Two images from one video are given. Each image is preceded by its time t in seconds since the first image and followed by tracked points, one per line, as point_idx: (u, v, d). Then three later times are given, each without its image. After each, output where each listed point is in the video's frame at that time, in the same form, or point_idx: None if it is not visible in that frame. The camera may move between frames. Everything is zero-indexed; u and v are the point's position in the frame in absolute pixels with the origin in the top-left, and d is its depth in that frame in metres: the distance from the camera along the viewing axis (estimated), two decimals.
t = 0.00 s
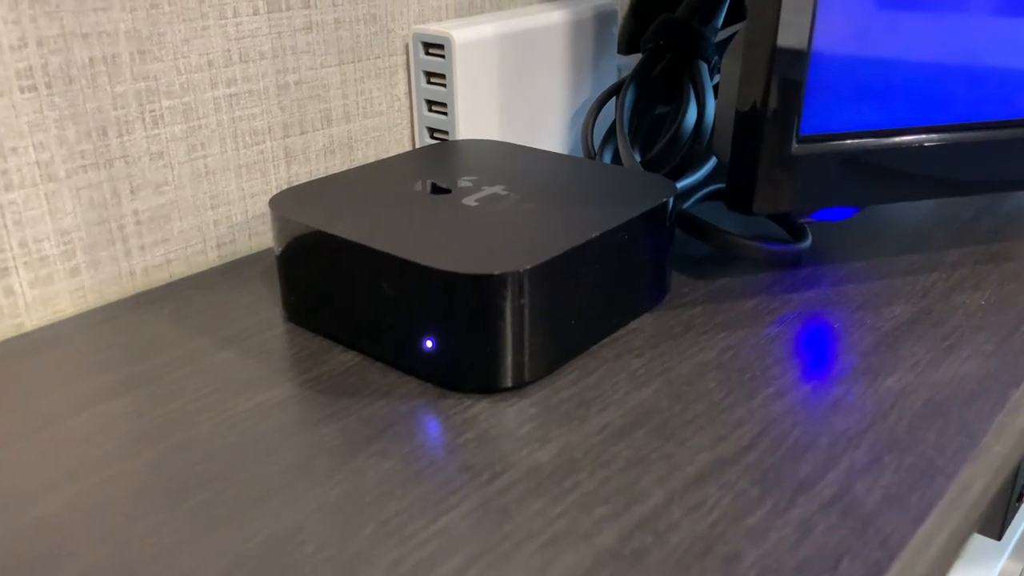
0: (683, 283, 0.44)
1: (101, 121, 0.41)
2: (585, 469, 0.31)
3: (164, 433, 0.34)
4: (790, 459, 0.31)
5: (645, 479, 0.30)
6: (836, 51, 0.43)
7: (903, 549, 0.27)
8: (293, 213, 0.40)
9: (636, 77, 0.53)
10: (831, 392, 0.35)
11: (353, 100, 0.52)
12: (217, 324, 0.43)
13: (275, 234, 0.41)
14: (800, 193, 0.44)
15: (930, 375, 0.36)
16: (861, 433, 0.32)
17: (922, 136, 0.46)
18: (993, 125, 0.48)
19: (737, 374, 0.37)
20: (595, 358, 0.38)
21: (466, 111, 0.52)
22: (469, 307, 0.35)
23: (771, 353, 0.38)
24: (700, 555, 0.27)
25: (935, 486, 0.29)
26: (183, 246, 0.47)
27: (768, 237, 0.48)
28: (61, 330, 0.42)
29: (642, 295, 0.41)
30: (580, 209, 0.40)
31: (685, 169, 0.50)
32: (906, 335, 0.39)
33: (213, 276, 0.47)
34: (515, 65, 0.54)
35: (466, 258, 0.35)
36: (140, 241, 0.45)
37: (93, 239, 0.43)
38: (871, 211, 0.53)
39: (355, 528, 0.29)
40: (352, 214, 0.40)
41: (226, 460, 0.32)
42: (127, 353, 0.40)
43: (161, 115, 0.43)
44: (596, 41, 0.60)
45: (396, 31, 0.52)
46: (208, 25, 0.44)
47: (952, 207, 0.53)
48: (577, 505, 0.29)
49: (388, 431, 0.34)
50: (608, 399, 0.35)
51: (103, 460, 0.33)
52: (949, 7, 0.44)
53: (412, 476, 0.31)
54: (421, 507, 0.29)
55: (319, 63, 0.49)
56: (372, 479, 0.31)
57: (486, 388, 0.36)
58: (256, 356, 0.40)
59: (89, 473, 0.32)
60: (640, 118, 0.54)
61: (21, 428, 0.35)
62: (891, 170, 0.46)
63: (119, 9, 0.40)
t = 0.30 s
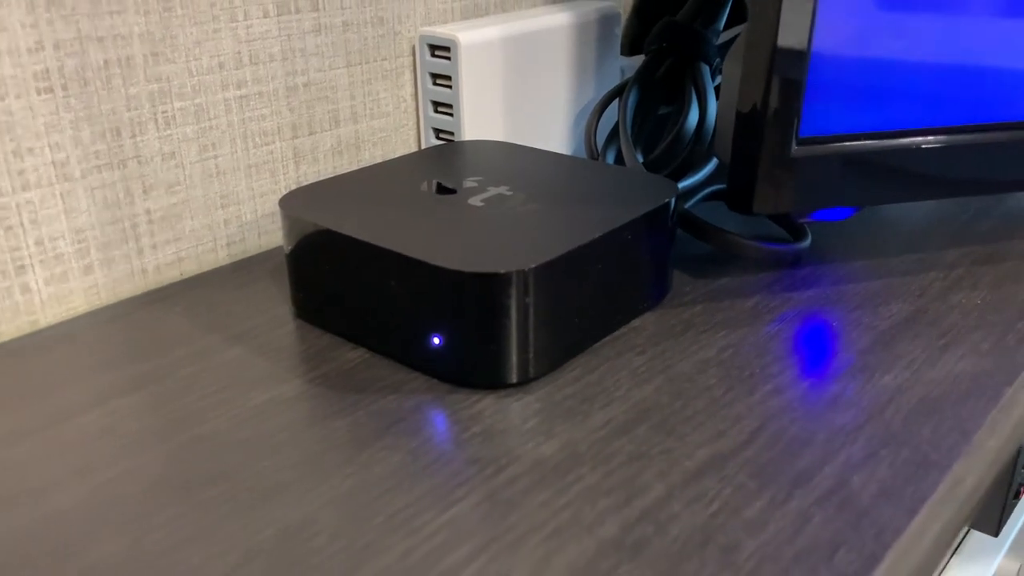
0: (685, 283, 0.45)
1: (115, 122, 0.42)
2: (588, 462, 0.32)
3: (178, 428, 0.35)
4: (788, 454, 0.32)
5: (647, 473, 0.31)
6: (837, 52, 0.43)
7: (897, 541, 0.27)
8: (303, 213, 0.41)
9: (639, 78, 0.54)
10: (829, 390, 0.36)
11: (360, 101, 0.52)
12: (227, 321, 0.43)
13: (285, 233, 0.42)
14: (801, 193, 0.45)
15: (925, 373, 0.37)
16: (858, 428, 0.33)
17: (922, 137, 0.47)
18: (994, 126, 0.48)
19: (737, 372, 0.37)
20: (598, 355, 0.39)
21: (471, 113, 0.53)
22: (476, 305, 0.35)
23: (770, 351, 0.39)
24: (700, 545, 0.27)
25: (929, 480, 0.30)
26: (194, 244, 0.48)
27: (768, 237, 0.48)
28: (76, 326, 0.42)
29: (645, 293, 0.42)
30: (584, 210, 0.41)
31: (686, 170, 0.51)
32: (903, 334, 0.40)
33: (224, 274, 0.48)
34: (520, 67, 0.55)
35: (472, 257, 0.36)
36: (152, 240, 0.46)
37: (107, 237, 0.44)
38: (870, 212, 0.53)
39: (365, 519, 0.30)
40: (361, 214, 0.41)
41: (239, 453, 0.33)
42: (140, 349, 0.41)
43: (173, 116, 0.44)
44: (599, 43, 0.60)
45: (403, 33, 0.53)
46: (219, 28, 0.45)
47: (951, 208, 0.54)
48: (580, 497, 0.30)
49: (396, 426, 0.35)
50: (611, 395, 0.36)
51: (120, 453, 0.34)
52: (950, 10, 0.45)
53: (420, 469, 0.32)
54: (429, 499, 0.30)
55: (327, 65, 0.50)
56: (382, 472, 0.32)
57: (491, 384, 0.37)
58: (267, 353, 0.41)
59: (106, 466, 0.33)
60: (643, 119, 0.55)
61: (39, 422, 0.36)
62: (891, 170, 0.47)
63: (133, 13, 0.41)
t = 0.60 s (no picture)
0: (683, 287, 0.46)
1: (131, 130, 0.43)
2: (587, 462, 0.33)
3: (193, 427, 0.36)
4: (780, 454, 0.33)
5: (644, 473, 0.32)
6: (835, 64, 0.45)
7: (883, 539, 0.29)
8: (313, 220, 0.42)
9: (640, 87, 0.55)
10: (822, 393, 0.37)
11: (367, 108, 0.54)
12: (239, 324, 0.45)
13: (295, 239, 0.43)
14: (796, 201, 0.46)
15: (915, 376, 0.38)
16: (848, 430, 0.34)
17: (917, 147, 0.48)
18: (988, 137, 0.50)
19: (732, 375, 0.39)
20: (598, 358, 0.41)
21: (476, 120, 0.54)
22: (480, 309, 0.37)
23: (765, 354, 0.40)
24: (694, 542, 0.29)
25: (916, 481, 0.31)
26: (206, 249, 0.49)
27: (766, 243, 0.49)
28: (92, 328, 0.44)
29: (644, 298, 0.43)
30: (585, 217, 0.43)
31: (685, 177, 0.52)
32: (894, 338, 0.41)
33: (234, 278, 0.49)
34: (523, 75, 0.56)
35: (476, 264, 0.38)
36: (165, 244, 0.47)
37: (122, 242, 0.45)
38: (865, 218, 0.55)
39: (374, 516, 0.31)
40: (369, 221, 0.43)
41: (251, 452, 0.35)
42: (154, 351, 0.42)
43: (186, 124, 0.46)
44: (601, 51, 0.62)
45: (409, 42, 0.54)
46: (231, 38, 0.46)
47: (944, 214, 0.55)
48: (580, 495, 0.31)
49: (402, 426, 0.36)
50: (610, 397, 0.37)
51: (137, 451, 0.35)
52: (946, 23, 0.46)
53: (426, 468, 0.33)
54: (435, 496, 0.32)
55: (335, 74, 0.51)
56: (389, 471, 0.33)
57: (495, 386, 0.38)
58: (277, 355, 0.42)
59: (124, 463, 0.34)
60: (645, 126, 0.57)
61: (59, 421, 0.37)
62: (885, 179, 0.48)
63: (148, 25, 0.43)
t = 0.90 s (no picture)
0: (674, 294, 0.47)
1: (134, 139, 0.45)
2: (577, 466, 0.34)
3: (194, 431, 0.37)
4: (764, 458, 0.34)
5: (631, 476, 0.33)
6: (828, 74, 0.45)
7: (861, 540, 0.30)
8: (312, 228, 0.43)
9: (634, 96, 0.56)
10: (806, 398, 0.38)
11: (366, 117, 0.55)
12: (239, 328, 0.46)
13: (295, 246, 0.44)
14: (786, 209, 0.47)
15: (898, 382, 0.39)
16: (831, 435, 0.35)
17: (908, 156, 0.49)
18: (979, 147, 0.50)
19: (720, 380, 0.40)
20: (589, 363, 0.42)
21: (473, 128, 0.55)
22: (474, 316, 0.38)
23: (752, 360, 0.41)
24: (678, 543, 0.30)
25: (895, 484, 0.32)
26: (207, 255, 0.50)
27: (757, 251, 0.50)
28: (96, 333, 0.45)
29: (635, 305, 0.44)
30: (576, 226, 0.44)
31: (677, 185, 0.53)
32: (879, 344, 0.42)
33: (235, 283, 0.50)
34: (520, 84, 0.57)
35: (470, 272, 0.39)
36: (167, 250, 0.48)
37: (125, 248, 0.46)
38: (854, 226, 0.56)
39: (369, 517, 0.32)
40: (366, 229, 0.44)
41: (251, 455, 0.36)
42: (156, 355, 0.43)
43: (188, 133, 0.47)
44: (597, 60, 0.62)
45: (407, 52, 0.55)
46: (232, 49, 0.47)
47: (933, 222, 0.56)
48: (569, 498, 0.32)
49: (398, 430, 0.37)
50: (599, 402, 0.38)
51: (140, 454, 0.36)
52: (940, 35, 0.46)
53: (420, 471, 0.34)
54: (428, 499, 0.33)
55: (334, 83, 0.52)
56: (384, 474, 0.34)
57: (488, 391, 0.39)
58: (276, 360, 0.43)
59: (128, 465, 0.35)
60: (641, 135, 0.57)
61: (64, 424, 0.38)
62: (876, 187, 0.49)
63: (152, 37, 0.44)
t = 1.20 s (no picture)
0: (656, 304, 0.49)
1: (132, 154, 0.46)
2: (555, 473, 0.35)
3: (189, 437, 0.39)
4: (736, 467, 0.35)
5: (608, 483, 0.34)
6: (809, 88, 0.46)
7: (825, 546, 0.31)
8: (304, 241, 0.45)
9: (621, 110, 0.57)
10: (780, 407, 0.39)
11: (359, 129, 0.56)
12: (233, 337, 0.47)
13: (287, 258, 0.46)
14: (766, 223, 0.48)
15: (869, 392, 0.40)
16: (801, 444, 0.36)
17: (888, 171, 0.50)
18: (960, 162, 0.52)
19: (697, 389, 0.41)
20: (571, 373, 0.43)
21: (463, 140, 0.56)
22: (458, 328, 0.39)
23: (729, 370, 0.42)
24: (649, 549, 0.31)
25: (861, 492, 0.34)
26: (203, 265, 0.51)
27: (739, 263, 0.52)
28: (94, 341, 0.46)
29: (617, 315, 0.46)
30: (560, 239, 0.45)
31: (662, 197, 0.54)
32: (853, 355, 0.43)
33: (231, 292, 0.52)
34: (509, 97, 0.58)
35: (455, 284, 0.40)
36: (165, 260, 0.49)
37: (123, 259, 0.47)
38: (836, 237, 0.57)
39: (354, 522, 0.33)
40: (357, 241, 0.45)
41: (242, 461, 0.37)
42: (153, 363, 0.45)
43: (185, 147, 0.48)
44: (586, 73, 0.64)
45: (399, 66, 0.57)
46: (228, 66, 0.48)
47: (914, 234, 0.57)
48: (547, 504, 0.33)
49: (384, 438, 0.38)
50: (580, 411, 0.39)
51: (135, 460, 0.37)
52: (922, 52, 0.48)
53: (404, 478, 0.36)
54: (411, 505, 0.34)
55: (328, 97, 0.54)
56: (370, 480, 0.36)
57: (472, 400, 0.40)
58: (269, 368, 0.44)
59: (124, 471, 0.37)
60: (628, 147, 0.59)
61: (63, 431, 0.39)
62: (854, 202, 0.50)
63: (149, 55, 0.45)
